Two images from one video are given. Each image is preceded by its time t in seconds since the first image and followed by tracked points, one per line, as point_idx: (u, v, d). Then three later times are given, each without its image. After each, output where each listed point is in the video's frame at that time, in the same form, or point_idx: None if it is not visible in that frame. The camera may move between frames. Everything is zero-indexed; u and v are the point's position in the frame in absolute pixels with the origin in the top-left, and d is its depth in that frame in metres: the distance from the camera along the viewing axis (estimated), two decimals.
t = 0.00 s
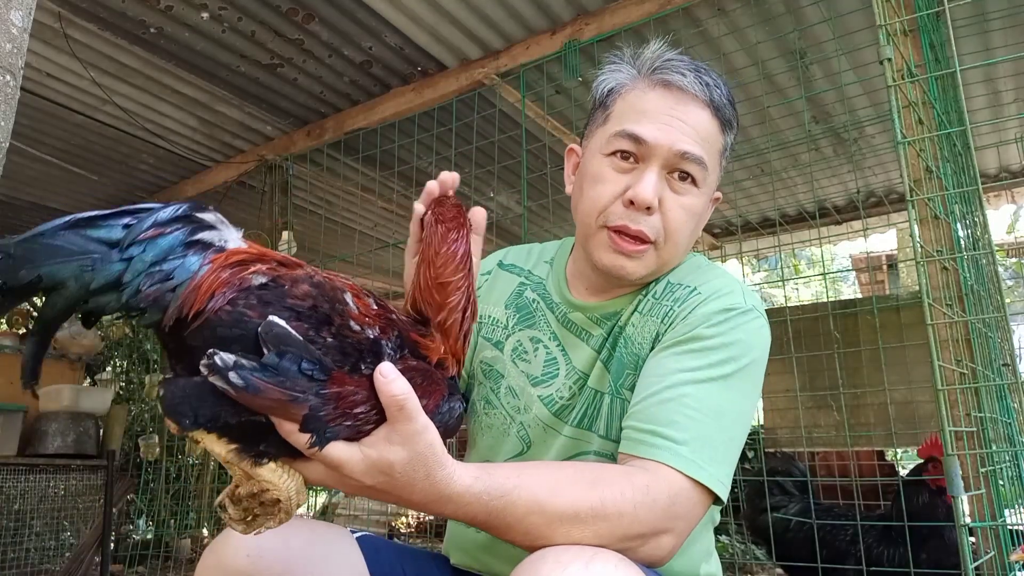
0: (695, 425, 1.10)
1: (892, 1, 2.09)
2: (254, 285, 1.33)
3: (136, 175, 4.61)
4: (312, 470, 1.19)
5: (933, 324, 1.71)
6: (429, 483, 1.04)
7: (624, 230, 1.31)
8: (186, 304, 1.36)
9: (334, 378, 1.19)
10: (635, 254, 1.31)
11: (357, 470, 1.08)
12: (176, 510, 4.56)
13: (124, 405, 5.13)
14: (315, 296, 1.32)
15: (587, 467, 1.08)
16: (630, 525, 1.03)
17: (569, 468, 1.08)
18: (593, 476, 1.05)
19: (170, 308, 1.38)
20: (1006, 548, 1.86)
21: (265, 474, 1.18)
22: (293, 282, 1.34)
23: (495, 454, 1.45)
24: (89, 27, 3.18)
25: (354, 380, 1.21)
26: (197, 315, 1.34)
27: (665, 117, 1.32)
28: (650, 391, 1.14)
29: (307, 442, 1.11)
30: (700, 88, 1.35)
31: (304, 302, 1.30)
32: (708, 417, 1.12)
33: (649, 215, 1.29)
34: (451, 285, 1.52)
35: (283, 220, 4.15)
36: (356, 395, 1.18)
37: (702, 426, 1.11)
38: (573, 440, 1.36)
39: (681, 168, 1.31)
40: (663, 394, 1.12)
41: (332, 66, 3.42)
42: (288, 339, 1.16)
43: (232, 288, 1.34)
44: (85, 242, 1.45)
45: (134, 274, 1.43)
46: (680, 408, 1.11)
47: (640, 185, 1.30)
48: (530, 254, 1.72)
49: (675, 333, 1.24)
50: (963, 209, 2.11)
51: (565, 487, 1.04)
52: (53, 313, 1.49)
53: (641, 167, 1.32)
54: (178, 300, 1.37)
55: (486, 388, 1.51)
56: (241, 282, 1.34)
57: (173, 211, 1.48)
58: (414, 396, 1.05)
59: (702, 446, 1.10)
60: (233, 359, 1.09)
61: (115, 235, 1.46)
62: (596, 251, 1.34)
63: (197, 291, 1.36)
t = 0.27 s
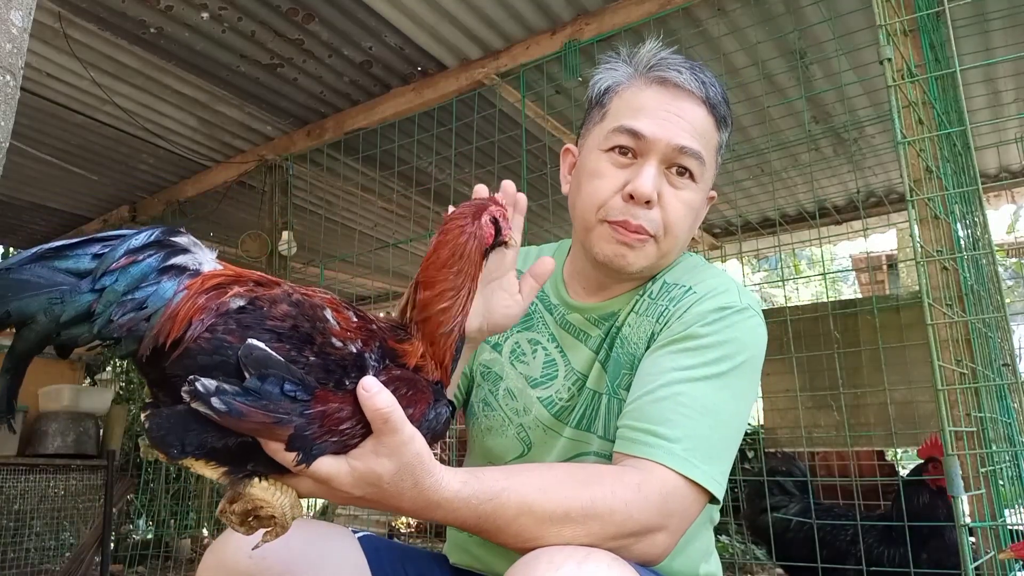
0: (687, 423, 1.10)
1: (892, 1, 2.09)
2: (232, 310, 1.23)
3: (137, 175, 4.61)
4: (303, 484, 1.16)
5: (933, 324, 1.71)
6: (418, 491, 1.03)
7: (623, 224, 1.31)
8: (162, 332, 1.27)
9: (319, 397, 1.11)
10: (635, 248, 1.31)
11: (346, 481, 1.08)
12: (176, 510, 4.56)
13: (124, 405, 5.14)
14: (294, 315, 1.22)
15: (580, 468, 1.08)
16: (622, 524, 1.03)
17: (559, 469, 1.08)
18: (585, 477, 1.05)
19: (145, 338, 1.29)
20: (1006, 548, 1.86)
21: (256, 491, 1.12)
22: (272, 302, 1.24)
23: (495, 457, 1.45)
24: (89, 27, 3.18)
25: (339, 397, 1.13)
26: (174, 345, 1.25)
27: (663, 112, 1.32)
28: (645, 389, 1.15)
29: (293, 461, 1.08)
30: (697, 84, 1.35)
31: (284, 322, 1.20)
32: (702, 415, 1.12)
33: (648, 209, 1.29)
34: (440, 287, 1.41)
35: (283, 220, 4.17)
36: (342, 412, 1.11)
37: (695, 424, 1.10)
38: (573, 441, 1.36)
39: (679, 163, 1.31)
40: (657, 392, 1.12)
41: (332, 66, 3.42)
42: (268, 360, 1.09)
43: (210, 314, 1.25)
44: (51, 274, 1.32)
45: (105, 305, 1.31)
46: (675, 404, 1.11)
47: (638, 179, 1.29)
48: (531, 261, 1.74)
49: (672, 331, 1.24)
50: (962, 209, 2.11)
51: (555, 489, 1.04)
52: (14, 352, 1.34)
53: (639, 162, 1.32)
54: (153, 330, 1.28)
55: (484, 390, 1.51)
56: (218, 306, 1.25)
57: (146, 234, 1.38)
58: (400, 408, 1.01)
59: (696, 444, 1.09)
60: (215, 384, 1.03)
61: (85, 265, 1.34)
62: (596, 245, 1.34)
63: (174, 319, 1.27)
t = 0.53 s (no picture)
0: (684, 424, 1.10)
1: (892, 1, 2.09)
2: (222, 317, 1.22)
3: (136, 175, 4.61)
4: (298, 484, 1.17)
5: (933, 324, 1.71)
6: (415, 492, 1.03)
7: (623, 221, 1.31)
8: (152, 343, 1.27)
9: (315, 401, 1.12)
10: (635, 244, 1.30)
11: (343, 480, 1.08)
12: (176, 510, 4.56)
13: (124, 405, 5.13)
14: (290, 321, 1.21)
15: (577, 469, 1.08)
16: (619, 524, 1.03)
17: (556, 469, 1.08)
18: (582, 477, 1.05)
19: (134, 350, 1.29)
20: (1006, 548, 1.86)
21: (251, 495, 1.15)
22: (265, 308, 1.23)
23: (494, 459, 1.44)
24: (89, 27, 3.18)
25: (335, 401, 1.14)
26: (165, 356, 1.26)
27: (662, 109, 1.32)
28: (643, 388, 1.15)
29: (289, 463, 1.10)
30: (697, 82, 1.35)
31: (279, 327, 1.19)
32: (699, 416, 1.12)
33: (648, 206, 1.29)
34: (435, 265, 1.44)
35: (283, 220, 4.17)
36: (338, 416, 1.12)
37: (692, 424, 1.11)
38: (572, 443, 1.36)
39: (679, 160, 1.31)
40: (656, 392, 1.13)
41: (332, 66, 3.42)
42: (263, 364, 1.09)
43: (200, 322, 1.23)
44: (36, 284, 1.28)
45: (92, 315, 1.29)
46: (674, 403, 1.11)
47: (639, 175, 1.30)
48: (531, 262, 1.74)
49: (671, 332, 1.24)
50: (962, 209, 2.11)
51: (552, 489, 1.04)
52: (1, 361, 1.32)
53: (639, 160, 1.32)
54: (141, 341, 1.28)
55: (484, 392, 1.51)
56: (209, 315, 1.23)
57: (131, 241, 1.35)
58: (398, 409, 1.01)
59: (693, 445, 1.09)
60: (210, 389, 1.05)
61: (70, 274, 1.31)
62: (596, 242, 1.34)
63: (163, 328, 1.27)
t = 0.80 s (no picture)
0: (685, 425, 1.10)
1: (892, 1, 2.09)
2: (240, 306, 1.23)
3: (137, 175, 4.62)
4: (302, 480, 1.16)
5: (933, 324, 1.71)
6: (420, 489, 1.03)
7: (621, 222, 1.31)
8: (170, 332, 1.25)
9: (326, 395, 1.12)
10: (634, 245, 1.31)
11: (349, 476, 1.07)
12: (176, 510, 4.56)
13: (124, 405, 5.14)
14: (304, 312, 1.22)
15: (580, 471, 1.08)
16: (621, 526, 1.03)
17: (559, 470, 1.08)
18: (585, 478, 1.06)
19: (152, 338, 1.27)
20: (1006, 548, 1.86)
21: (255, 488, 1.16)
22: (281, 298, 1.24)
23: (495, 460, 1.45)
24: (89, 27, 3.18)
25: (346, 395, 1.14)
26: (182, 344, 1.24)
27: (660, 110, 1.32)
28: (642, 388, 1.15)
29: (297, 457, 1.09)
30: (694, 81, 1.35)
31: (295, 318, 1.20)
32: (700, 417, 1.12)
33: (647, 207, 1.29)
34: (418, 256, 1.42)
35: (283, 220, 4.23)
36: (348, 410, 1.13)
37: (693, 425, 1.11)
38: (573, 443, 1.36)
39: (677, 160, 1.31)
40: (656, 393, 1.13)
41: (332, 66, 3.42)
42: (277, 356, 1.09)
43: (218, 311, 1.24)
44: (52, 275, 1.27)
45: (110, 306, 1.27)
46: (673, 403, 1.11)
47: (637, 177, 1.30)
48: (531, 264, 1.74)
49: (671, 333, 1.24)
50: (963, 209, 2.11)
51: (554, 489, 1.05)
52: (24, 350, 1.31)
53: (637, 161, 1.32)
54: (160, 329, 1.26)
55: (484, 394, 1.51)
56: (227, 303, 1.24)
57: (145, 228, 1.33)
58: (408, 406, 1.01)
59: (694, 446, 1.09)
60: (221, 379, 1.05)
61: (87, 264, 1.30)
62: (595, 244, 1.34)
63: (181, 317, 1.26)
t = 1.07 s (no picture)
0: (687, 425, 1.10)
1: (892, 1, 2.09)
2: (245, 289, 1.33)
3: (137, 175, 4.62)
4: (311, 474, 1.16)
5: (933, 323, 1.71)
6: (425, 486, 1.04)
7: (621, 226, 1.31)
8: (187, 313, 1.34)
9: (337, 386, 1.14)
10: (634, 249, 1.30)
11: (354, 475, 1.07)
12: (176, 511, 4.55)
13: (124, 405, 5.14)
14: (306, 293, 1.33)
15: (582, 470, 1.07)
16: (623, 526, 1.03)
17: (561, 469, 1.08)
18: (586, 477, 1.06)
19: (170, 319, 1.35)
20: (1006, 548, 1.86)
21: (275, 484, 1.14)
22: (282, 282, 1.34)
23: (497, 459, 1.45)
24: (89, 27, 3.18)
25: (356, 387, 1.17)
26: (197, 324, 1.33)
27: (659, 112, 1.32)
28: (643, 389, 1.15)
29: (307, 450, 1.08)
30: (693, 83, 1.35)
31: (298, 299, 1.30)
32: (701, 417, 1.12)
33: (647, 210, 1.29)
34: (406, 262, 1.55)
35: (283, 220, 4.25)
36: (358, 402, 1.14)
37: (693, 425, 1.10)
38: (574, 443, 1.36)
39: (677, 163, 1.31)
40: (658, 393, 1.13)
41: (332, 66, 3.42)
42: (289, 345, 1.13)
43: (227, 292, 1.34)
44: (67, 264, 1.35)
45: (130, 287, 1.36)
46: (673, 404, 1.11)
47: (636, 180, 1.30)
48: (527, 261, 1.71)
49: (672, 334, 1.24)
50: (963, 208, 2.11)
51: (555, 489, 1.04)
52: (49, 340, 1.38)
53: (637, 164, 1.32)
54: (177, 310, 1.35)
55: (484, 394, 1.51)
56: (233, 286, 1.35)
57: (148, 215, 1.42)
58: (415, 398, 1.03)
59: (694, 446, 1.09)
60: (235, 367, 1.05)
61: (97, 251, 1.38)
62: (593, 247, 1.33)
63: (196, 296, 1.35)
